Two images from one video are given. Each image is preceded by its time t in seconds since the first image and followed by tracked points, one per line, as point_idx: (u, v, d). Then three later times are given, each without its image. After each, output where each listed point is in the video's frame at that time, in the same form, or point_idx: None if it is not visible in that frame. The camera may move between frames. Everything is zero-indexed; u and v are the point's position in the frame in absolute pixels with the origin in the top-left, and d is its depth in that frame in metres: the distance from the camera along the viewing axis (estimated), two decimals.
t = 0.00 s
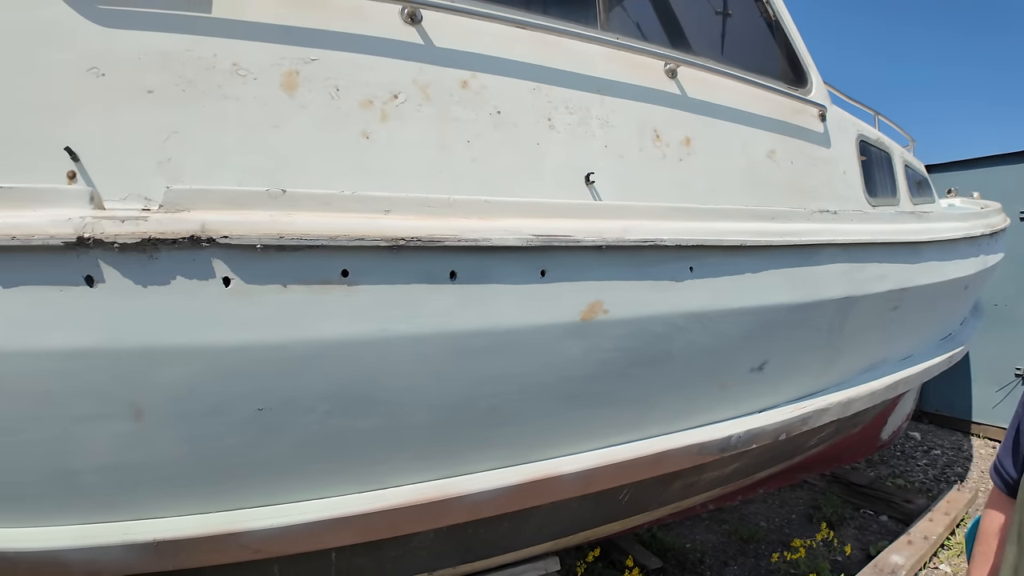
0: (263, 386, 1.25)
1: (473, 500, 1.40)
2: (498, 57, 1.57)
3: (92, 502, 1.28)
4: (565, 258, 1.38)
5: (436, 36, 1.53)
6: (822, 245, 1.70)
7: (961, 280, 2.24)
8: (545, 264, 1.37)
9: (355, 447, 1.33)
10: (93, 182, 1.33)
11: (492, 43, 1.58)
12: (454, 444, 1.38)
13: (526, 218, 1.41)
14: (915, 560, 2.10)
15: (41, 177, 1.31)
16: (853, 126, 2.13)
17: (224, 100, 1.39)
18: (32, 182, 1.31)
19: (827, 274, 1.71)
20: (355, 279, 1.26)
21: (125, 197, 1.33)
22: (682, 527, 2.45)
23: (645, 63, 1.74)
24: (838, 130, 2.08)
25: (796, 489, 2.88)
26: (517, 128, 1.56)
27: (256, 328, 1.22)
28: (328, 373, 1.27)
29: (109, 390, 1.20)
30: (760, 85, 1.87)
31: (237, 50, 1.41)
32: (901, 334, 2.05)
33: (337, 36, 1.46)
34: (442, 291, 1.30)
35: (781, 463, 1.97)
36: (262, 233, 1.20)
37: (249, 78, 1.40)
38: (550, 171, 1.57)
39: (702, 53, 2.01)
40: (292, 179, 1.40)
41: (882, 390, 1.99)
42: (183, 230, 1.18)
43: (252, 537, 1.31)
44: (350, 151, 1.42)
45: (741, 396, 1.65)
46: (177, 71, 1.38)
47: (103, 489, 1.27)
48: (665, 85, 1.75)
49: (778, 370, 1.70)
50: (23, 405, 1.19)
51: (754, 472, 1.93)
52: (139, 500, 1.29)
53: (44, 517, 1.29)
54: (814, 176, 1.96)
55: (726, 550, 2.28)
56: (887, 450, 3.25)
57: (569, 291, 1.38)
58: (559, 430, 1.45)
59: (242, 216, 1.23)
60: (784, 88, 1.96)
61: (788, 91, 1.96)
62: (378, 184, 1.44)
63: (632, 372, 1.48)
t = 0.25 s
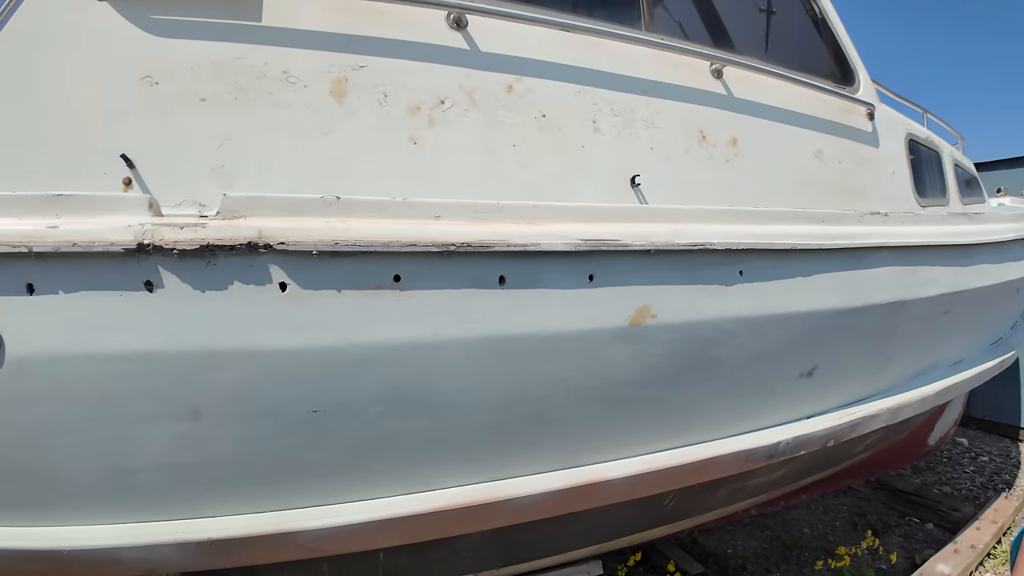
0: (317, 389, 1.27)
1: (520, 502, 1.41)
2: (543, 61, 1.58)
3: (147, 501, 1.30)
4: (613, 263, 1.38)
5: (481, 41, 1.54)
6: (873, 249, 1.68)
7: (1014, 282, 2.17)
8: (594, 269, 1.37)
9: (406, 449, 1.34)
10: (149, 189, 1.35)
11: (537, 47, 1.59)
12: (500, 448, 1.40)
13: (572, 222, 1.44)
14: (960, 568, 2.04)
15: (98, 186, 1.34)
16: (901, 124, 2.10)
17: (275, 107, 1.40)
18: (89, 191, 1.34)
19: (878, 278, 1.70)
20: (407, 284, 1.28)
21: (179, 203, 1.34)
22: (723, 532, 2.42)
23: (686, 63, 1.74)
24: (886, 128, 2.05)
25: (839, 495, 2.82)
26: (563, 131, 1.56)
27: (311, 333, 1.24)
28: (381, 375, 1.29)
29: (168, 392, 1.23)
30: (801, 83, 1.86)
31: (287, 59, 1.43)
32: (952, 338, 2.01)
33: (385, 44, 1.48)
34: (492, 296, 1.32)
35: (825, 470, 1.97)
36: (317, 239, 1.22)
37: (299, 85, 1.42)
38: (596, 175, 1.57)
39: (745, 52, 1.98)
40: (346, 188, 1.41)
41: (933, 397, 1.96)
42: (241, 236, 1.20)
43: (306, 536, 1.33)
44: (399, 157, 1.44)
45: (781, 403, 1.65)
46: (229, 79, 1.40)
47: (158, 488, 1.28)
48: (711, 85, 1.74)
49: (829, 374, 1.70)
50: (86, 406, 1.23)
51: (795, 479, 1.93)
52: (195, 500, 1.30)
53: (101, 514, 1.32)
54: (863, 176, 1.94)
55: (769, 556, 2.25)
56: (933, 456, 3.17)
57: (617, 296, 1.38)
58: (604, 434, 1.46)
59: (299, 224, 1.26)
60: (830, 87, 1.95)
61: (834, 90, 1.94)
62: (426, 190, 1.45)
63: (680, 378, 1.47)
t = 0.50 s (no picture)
0: (367, 393, 1.29)
1: (563, 508, 1.42)
2: (585, 66, 1.59)
3: (200, 501, 1.32)
4: (658, 270, 1.38)
5: (524, 48, 1.56)
6: (919, 254, 1.66)
7: None
8: (639, 275, 1.37)
9: (451, 453, 1.35)
10: (200, 198, 1.37)
11: (579, 52, 1.60)
12: (544, 453, 1.41)
13: (618, 228, 1.45)
14: None
15: (150, 195, 1.36)
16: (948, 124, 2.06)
17: (323, 116, 1.43)
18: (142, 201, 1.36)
19: (925, 284, 1.67)
20: (454, 291, 1.30)
21: (231, 210, 1.37)
22: (763, 539, 2.39)
23: (728, 65, 1.73)
24: (932, 129, 2.01)
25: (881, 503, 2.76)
26: (605, 135, 1.57)
27: (363, 338, 1.27)
28: (429, 380, 1.31)
29: (222, 396, 1.25)
30: (844, 82, 1.83)
31: (334, 69, 1.45)
32: (1000, 343, 1.96)
33: (429, 52, 1.50)
34: (537, 303, 1.33)
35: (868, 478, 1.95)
36: (368, 248, 1.25)
37: (346, 95, 1.44)
38: (637, 180, 1.58)
39: (787, 52, 1.95)
40: (389, 198, 1.42)
41: (979, 403, 1.90)
42: (295, 245, 1.23)
43: (353, 538, 1.35)
44: (444, 165, 1.45)
45: (826, 410, 1.64)
46: (277, 89, 1.42)
47: (211, 489, 1.31)
48: (754, 87, 1.73)
49: (874, 382, 1.68)
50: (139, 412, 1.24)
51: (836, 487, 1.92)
52: (246, 501, 1.33)
53: (152, 514, 1.34)
54: (908, 178, 1.91)
55: (809, 564, 2.22)
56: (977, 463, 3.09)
57: (661, 302, 1.38)
58: (649, 441, 1.45)
59: (350, 233, 1.28)
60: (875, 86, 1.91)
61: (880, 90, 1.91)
62: (468, 199, 1.46)
63: (725, 384, 1.47)
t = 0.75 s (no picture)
0: (411, 398, 1.31)
1: (604, 513, 1.42)
2: (625, 70, 1.59)
3: (248, 500, 1.34)
4: (702, 276, 1.38)
5: (564, 53, 1.57)
6: (966, 258, 1.63)
7: None
8: (681, 281, 1.37)
9: (493, 457, 1.37)
10: (249, 205, 1.41)
11: (619, 57, 1.60)
12: (587, 458, 1.41)
13: (662, 233, 1.46)
14: None
15: (199, 202, 1.39)
16: (993, 124, 2.01)
17: (367, 124, 1.45)
18: (195, 209, 1.39)
19: (972, 288, 1.64)
20: (497, 297, 1.31)
21: (278, 217, 1.40)
22: (802, 546, 2.36)
23: (769, 67, 1.72)
24: (977, 129, 1.97)
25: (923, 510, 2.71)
26: (645, 139, 1.57)
27: (409, 343, 1.29)
28: (472, 385, 1.32)
29: (271, 399, 1.27)
30: (891, 83, 1.79)
31: (377, 77, 1.47)
32: None
33: (470, 58, 1.52)
34: (579, 309, 1.33)
35: (911, 484, 1.92)
36: (414, 255, 1.28)
37: (389, 103, 1.47)
38: (677, 185, 1.57)
39: (827, 51, 1.93)
40: (432, 205, 1.45)
41: None
42: (343, 253, 1.26)
43: (397, 538, 1.37)
44: (486, 172, 1.47)
45: (870, 417, 1.62)
46: (322, 98, 1.45)
47: (260, 490, 1.33)
48: (795, 89, 1.73)
49: (918, 390, 1.66)
50: (189, 415, 1.27)
51: (876, 495, 1.90)
52: (293, 502, 1.35)
53: (200, 514, 1.35)
54: (954, 179, 1.88)
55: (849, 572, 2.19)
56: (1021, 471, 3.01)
57: (704, 307, 1.38)
58: (690, 446, 1.45)
59: (396, 241, 1.30)
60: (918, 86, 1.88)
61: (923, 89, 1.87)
62: (509, 205, 1.48)
63: (768, 391, 1.47)
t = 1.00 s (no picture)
0: (452, 402, 1.32)
1: (645, 519, 1.44)
2: (666, 73, 1.60)
3: (294, 500, 1.36)
4: (746, 281, 1.38)
5: (603, 57, 1.58)
6: (1014, 262, 1.59)
7: None
8: (724, 287, 1.37)
9: (534, 461, 1.38)
10: (294, 212, 1.43)
11: (658, 60, 1.61)
12: (627, 464, 1.41)
13: (702, 239, 1.46)
14: None
15: (245, 209, 1.41)
16: None
17: (409, 131, 1.48)
18: (242, 216, 1.40)
19: (1018, 293, 1.60)
20: (538, 303, 1.32)
21: (322, 223, 1.43)
22: (841, 554, 2.30)
23: (812, 67, 1.71)
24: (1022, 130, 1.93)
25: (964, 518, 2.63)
26: (685, 142, 1.58)
27: (453, 348, 1.30)
28: (513, 390, 1.33)
29: (318, 401, 1.30)
30: (936, 83, 1.74)
31: (418, 84, 1.50)
32: None
33: (508, 64, 1.54)
34: (621, 315, 1.33)
35: (953, 492, 1.88)
36: (456, 260, 1.29)
37: (429, 110, 1.49)
38: (719, 187, 1.58)
39: (868, 50, 1.90)
40: (472, 211, 1.46)
41: None
42: (387, 259, 1.28)
43: (438, 541, 1.38)
44: (526, 177, 1.49)
45: (915, 424, 1.61)
46: (364, 106, 1.47)
47: (305, 490, 1.35)
48: (836, 90, 1.72)
49: (962, 398, 1.63)
50: (238, 416, 1.29)
51: (916, 504, 1.87)
52: (337, 503, 1.37)
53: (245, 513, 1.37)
54: (998, 183, 1.84)
55: None
56: None
57: (749, 313, 1.39)
58: (727, 450, 1.46)
59: (440, 245, 1.33)
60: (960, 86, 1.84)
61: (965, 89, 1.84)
62: (548, 210, 1.50)
63: (809, 398, 1.48)
